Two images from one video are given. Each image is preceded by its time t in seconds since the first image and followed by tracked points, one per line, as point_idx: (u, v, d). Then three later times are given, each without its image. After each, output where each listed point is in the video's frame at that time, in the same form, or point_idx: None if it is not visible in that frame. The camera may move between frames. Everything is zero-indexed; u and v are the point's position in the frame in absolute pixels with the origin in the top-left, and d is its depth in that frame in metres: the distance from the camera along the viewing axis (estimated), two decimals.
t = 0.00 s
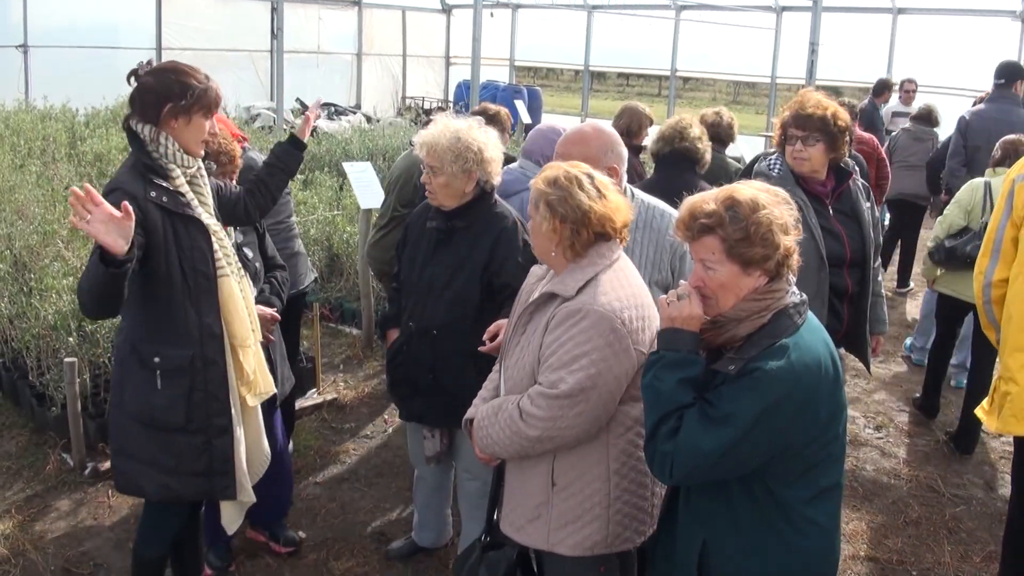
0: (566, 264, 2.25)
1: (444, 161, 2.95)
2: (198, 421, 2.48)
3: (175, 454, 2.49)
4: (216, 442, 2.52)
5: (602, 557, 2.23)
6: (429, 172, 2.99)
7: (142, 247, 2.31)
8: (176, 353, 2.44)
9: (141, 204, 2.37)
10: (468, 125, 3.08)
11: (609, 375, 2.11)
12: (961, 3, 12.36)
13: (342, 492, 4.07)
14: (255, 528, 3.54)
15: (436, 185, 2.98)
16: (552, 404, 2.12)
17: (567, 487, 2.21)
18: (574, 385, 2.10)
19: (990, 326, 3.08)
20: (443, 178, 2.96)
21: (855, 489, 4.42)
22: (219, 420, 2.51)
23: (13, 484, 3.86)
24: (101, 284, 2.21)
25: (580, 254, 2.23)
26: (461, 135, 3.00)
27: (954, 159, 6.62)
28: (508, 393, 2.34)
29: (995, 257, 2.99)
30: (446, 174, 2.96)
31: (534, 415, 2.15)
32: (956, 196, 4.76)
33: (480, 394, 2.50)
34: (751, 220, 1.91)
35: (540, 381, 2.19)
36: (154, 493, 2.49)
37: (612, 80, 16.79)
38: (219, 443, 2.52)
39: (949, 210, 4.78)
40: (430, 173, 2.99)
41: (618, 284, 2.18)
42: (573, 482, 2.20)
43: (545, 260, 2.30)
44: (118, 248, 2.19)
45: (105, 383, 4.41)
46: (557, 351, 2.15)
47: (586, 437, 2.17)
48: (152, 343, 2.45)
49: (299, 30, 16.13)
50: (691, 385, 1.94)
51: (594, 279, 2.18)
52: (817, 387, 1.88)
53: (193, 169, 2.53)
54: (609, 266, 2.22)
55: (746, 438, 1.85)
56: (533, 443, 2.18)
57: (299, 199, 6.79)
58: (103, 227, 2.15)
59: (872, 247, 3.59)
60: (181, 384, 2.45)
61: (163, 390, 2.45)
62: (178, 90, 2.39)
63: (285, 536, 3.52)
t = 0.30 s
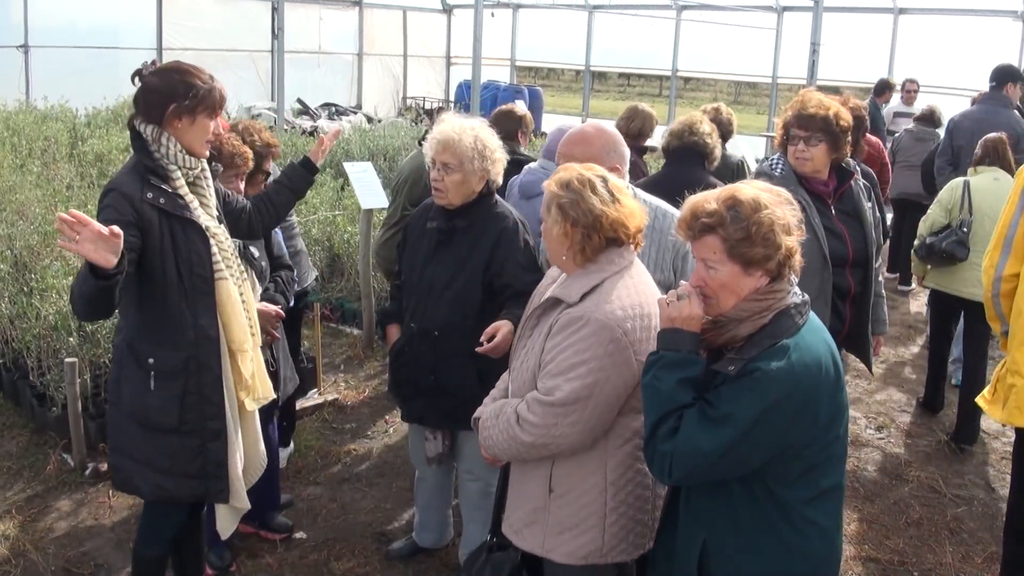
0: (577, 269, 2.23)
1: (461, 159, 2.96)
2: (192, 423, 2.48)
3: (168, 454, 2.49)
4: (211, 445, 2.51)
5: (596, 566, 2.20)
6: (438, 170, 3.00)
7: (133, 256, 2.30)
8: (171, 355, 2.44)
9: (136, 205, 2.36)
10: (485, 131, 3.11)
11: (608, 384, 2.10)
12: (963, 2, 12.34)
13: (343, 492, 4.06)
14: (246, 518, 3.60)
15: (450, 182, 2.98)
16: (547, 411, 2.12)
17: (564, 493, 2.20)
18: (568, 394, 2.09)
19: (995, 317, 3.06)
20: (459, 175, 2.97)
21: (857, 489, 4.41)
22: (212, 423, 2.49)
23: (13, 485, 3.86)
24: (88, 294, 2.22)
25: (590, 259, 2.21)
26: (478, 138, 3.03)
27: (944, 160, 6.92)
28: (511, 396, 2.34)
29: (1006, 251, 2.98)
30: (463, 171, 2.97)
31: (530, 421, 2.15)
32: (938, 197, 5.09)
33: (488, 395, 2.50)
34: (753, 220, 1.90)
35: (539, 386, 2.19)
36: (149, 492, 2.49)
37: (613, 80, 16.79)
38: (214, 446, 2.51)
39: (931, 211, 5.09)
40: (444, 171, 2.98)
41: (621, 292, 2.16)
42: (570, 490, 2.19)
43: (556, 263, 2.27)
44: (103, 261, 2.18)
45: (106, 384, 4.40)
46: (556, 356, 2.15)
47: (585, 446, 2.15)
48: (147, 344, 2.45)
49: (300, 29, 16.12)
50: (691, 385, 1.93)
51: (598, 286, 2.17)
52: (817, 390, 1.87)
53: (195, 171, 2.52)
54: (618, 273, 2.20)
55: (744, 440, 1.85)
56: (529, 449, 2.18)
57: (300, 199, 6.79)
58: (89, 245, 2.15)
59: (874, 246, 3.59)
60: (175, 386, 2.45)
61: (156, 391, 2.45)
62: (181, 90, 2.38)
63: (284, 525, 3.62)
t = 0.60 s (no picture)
0: (591, 273, 2.21)
1: (463, 157, 2.96)
2: (198, 420, 2.48)
3: (173, 453, 2.48)
4: (216, 442, 2.51)
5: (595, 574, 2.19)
6: (440, 168, 3.00)
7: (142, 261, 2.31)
8: (177, 352, 2.44)
9: (147, 201, 2.36)
10: (490, 133, 3.11)
11: (614, 391, 2.09)
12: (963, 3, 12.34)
13: (344, 491, 4.06)
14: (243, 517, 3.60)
15: (450, 180, 2.97)
16: (551, 416, 2.11)
17: (566, 498, 2.19)
18: (574, 399, 2.08)
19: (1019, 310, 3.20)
20: (460, 173, 2.96)
21: (857, 490, 4.41)
22: (219, 420, 2.50)
23: (14, 483, 3.86)
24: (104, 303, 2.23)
25: (607, 263, 2.19)
26: (483, 138, 3.03)
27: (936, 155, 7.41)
28: (518, 398, 2.33)
29: None
30: (465, 170, 2.96)
31: (534, 426, 2.15)
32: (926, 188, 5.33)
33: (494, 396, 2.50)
34: (752, 223, 1.90)
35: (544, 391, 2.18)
36: (147, 492, 2.48)
37: (614, 79, 16.79)
38: (219, 443, 2.51)
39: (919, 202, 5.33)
40: (446, 168, 2.98)
41: (632, 299, 2.14)
42: (571, 495, 2.18)
43: (569, 266, 2.25)
44: (126, 278, 2.20)
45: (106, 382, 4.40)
46: (562, 361, 2.14)
47: (587, 453, 2.14)
48: (152, 342, 2.44)
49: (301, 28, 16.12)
50: (691, 385, 1.93)
51: (609, 292, 2.15)
52: (818, 391, 1.87)
53: (204, 170, 2.52)
54: (631, 279, 2.18)
55: (745, 441, 1.85)
56: (533, 453, 2.17)
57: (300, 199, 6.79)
58: (120, 264, 2.20)
59: (875, 247, 3.59)
60: (182, 384, 2.45)
61: (163, 389, 2.44)
62: (193, 90, 2.39)
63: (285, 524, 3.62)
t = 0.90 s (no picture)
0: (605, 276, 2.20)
1: (462, 154, 2.95)
2: (203, 417, 2.47)
3: (179, 450, 2.48)
4: (221, 438, 2.51)
5: None
6: (439, 163, 2.99)
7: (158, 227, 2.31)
8: (183, 348, 2.43)
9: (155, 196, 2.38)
10: (490, 132, 3.11)
11: (619, 394, 2.08)
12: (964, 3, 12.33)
13: (344, 491, 4.06)
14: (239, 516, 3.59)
15: (449, 176, 2.97)
16: (555, 420, 2.11)
17: (567, 502, 2.19)
18: (579, 404, 2.08)
19: None
20: (459, 170, 2.96)
21: (856, 490, 4.41)
22: (224, 417, 2.50)
23: (13, 482, 3.86)
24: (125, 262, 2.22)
25: (623, 267, 2.17)
26: (483, 137, 3.03)
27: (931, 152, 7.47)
28: (522, 399, 2.33)
29: None
30: (464, 166, 2.96)
31: (537, 428, 2.14)
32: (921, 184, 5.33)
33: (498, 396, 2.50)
34: (751, 224, 1.90)
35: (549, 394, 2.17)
36: (145, 490, 2.47)
37: (614, 79, 16.77)
38: (223, 439, 2.51)
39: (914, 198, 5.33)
40: (445, 164, 2.98)
41: (643, 305, 2.13)
42: (573, 499, 2.18)
43: (580, 267, 2.24)
44: (151, 230, 2.21)
45: (106, 381, 4.40)
46: (568, 364, 2.13)
47: (588, 458, 2.14)
48: (159, 337, 2.44)
49: (301, 27, 16.11)
50: (688, 386, 1.92)
51: (619, 296, 2.15)
52: (816, 393, 1.87)
53: (208, 168, 2.52)
54: (643, 282, 2.17)
55: (742, 443, 1.85)
56: (536, 456, 2.17)
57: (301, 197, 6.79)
58: (146, 214, 2.20)
59: (875, 247, 3.59)
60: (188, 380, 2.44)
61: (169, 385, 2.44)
62: (199, 88, 2.40)
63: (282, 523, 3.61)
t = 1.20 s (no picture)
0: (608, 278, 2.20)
1: (462, 150, 2.95)
2: (206, 415, 2.47)
3: (183, 448, 2.47)
4: (224, 436, 2.50)
5: None
6: (439, 160, 2.99)
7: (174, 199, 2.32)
8: (188, 345, 2.43)
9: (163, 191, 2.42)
10: (490, 130, 3.10)
11: (619, 398, 2.09)
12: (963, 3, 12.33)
13: (343, 490, 4.06)
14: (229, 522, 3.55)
15: (448, 172, 2.97)
16: (553, 424, 2.11)
17: (565, 506, 2.19)
18: (577, 408, 2.08)
19: None
20: (458, 166, 2.96)
21: (855, 490, 4.41)
22: (226, 415, 2.49)
23: (12, 481, 3.86)
24: (150, 226, 2.22)
25: (626, 270, 2.17)
26: (483, 134, 3.03)
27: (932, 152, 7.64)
28: (522, 402, 2.33)
29: None
30: (463, 163, 2.96)
31: (536, 432, 2.15)
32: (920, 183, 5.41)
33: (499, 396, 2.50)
34: (749, 224, 1.90)
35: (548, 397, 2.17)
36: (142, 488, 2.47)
37: (613, 78, 16.76)
38: (226, 438, 2.50)
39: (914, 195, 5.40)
40: (445, 160, 2.98)
41: (645, 309, 2.13)
42: (571, 502, 2.18)
43: (582, 270, 2.24)
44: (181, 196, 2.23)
45: (105, 380, 4.40)
46: (567, 367, 2.13)
47: (587, 462, 2.14)
48: (164, 334, 2.44)
49: (300, 26, 16.11)
50: (686, 387, 1.92)
51: (620, 300, 2.14)
52: (814, 395, 1.87)
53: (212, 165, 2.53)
54: (647, 286, 2.17)
55: (739, 444, 1.85)
56: (535, 460, 2.17)
57: (300, 196, 6.79)
58: (181, 180, 2.23)
59: (873, 247, 3.59)
60: (192, 377, 2.44)
61: (173, 382, 2.43)
62: (201, 85, 2.40)
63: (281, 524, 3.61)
